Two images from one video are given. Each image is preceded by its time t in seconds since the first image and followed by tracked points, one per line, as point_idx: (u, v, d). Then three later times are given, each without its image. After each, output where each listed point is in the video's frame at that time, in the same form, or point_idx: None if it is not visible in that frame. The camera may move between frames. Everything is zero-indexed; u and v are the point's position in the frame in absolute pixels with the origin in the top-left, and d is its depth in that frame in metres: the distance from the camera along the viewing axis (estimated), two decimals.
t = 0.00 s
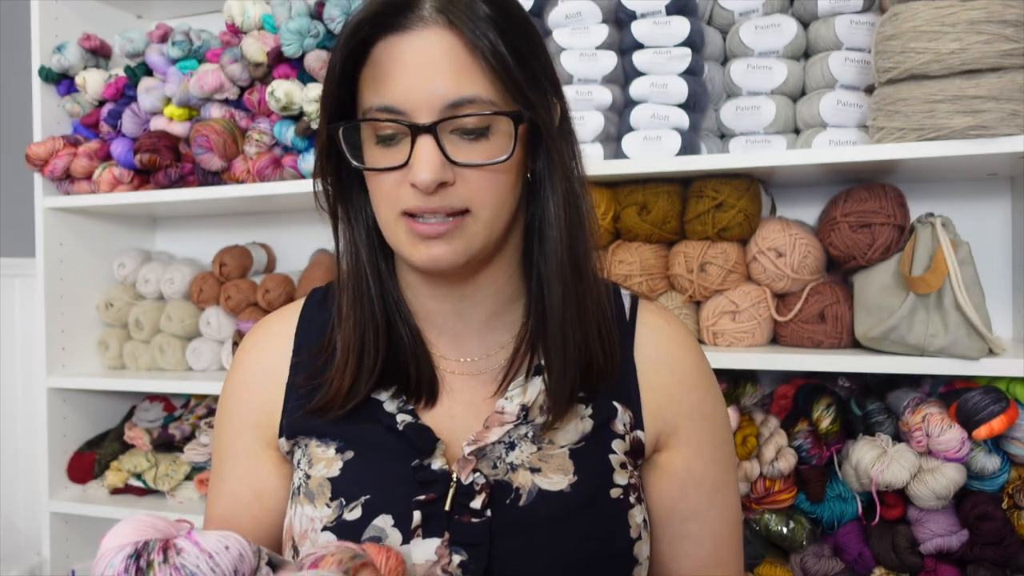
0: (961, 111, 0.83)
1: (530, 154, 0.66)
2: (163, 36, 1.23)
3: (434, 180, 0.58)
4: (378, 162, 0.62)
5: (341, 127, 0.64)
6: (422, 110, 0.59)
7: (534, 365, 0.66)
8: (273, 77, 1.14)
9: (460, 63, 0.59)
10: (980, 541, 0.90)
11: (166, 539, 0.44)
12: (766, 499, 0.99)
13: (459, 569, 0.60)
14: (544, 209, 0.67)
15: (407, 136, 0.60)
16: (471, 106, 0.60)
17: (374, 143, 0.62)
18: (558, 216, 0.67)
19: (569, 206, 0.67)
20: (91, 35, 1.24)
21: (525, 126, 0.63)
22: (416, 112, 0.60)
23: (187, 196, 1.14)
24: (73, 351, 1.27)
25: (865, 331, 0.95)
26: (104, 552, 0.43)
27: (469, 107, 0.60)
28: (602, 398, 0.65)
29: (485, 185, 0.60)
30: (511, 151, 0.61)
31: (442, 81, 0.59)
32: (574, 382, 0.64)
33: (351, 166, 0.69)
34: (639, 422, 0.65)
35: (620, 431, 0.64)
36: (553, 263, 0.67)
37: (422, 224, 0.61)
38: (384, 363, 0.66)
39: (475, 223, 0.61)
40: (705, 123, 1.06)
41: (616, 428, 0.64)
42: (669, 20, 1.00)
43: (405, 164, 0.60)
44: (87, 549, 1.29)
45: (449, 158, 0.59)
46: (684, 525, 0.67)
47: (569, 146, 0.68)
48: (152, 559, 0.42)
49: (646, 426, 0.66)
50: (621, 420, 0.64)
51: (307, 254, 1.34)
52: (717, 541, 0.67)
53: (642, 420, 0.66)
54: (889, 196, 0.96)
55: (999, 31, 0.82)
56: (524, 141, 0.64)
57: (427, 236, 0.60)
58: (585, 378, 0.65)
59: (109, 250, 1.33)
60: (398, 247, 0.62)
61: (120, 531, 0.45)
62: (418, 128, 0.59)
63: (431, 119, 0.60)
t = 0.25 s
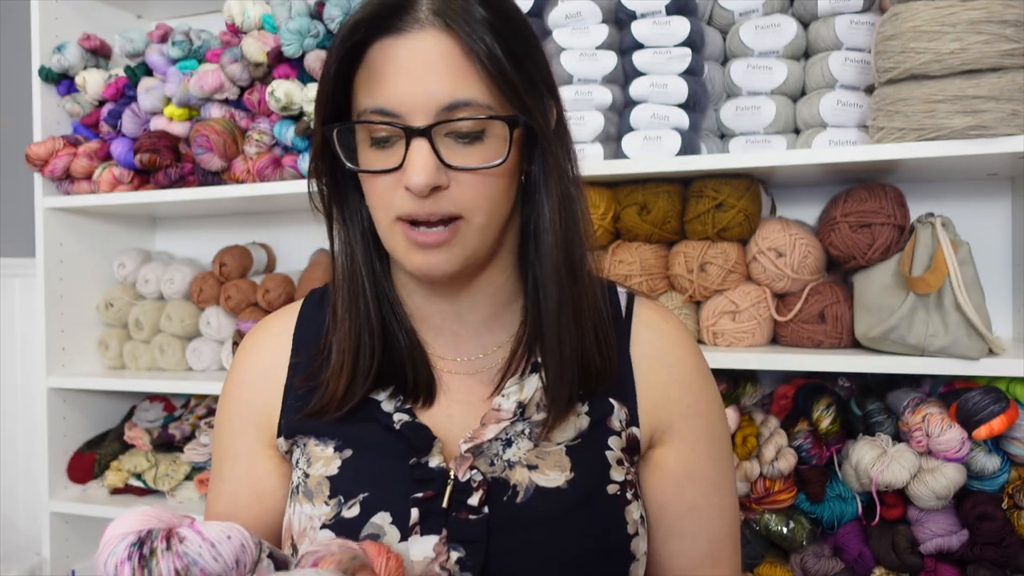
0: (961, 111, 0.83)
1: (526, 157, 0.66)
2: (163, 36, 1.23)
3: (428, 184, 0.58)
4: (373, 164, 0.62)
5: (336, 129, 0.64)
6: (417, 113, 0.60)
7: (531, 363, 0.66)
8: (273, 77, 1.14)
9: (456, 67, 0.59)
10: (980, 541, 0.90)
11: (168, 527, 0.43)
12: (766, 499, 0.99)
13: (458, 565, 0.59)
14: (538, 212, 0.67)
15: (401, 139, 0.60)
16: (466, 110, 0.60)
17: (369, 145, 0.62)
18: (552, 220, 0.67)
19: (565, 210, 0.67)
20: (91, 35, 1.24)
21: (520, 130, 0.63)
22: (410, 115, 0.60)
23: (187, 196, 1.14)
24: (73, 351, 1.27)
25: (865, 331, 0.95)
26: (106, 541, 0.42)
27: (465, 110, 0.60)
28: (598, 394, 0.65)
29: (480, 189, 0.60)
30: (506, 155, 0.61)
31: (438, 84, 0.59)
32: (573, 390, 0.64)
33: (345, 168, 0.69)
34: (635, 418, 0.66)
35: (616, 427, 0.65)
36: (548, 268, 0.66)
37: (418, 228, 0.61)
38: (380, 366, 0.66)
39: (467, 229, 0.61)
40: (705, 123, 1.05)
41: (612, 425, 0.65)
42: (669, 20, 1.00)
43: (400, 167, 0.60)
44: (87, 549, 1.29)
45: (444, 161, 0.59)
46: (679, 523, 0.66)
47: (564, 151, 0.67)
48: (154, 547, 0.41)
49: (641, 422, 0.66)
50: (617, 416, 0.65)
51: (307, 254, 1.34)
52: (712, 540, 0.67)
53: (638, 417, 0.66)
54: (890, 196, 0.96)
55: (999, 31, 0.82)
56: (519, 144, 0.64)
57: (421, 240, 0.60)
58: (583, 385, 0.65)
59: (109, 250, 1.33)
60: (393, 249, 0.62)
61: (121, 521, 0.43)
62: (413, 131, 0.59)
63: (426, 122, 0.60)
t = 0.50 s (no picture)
0: (961, 111, 0.83)
1: (529, 153, 0.66)
2: (163, 36, 1.23)
3: (433, 176, 0.58)
4: (378, 158, 0.62)
5: (341, 124, 0.64)
6: (421, 107, 0.60)
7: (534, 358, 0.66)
8: (273, 77, 1.14)
9: (461, 63, 0.60)
10: (980, 541, 0.90)
11: (182, 503, 0.47)
12: (766, 499, 0.99)
13: (464, 560, 0.59)
14: (540, 209, 0.67)
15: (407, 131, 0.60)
16: (470, 104, 0.60)
17: (374, 139, 0.62)
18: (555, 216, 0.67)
19: (567, 206, 0.67)
20: (91, 35, 1.24)
21: (524, 125, 0.63)
22: (415, 108, 0.60)
23: (187, 196, 1.14)
24: (73, 351, 1.27)
25: (865, 331, 0.95)
26: (124, 506, 0.47)
27: (470, 105, 0.60)
28: (603, 391, 0.65)
29: (484, 182, 0.60)
30: (511, 147, 0.61)
31: (443, 80, 0.59)
32: (575, 387, 0.64)
33: (350, 163, 0.69)
34: (638, 413, 0.66)
35: (620, 422, 0.64)
36: (550, 264, 0.67)
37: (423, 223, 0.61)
38: (384, 363, 0.66)
39: (474, 221, 0.61)
40: (704, 123, 1.06)
41: (616, 420, 0.64)
42: (669, 20, 1.00)
43: (405, 159, 0.60)
44: (87, 550, 1.30)
45: (448, 154, 0.59)
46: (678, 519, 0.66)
47: (567, 146, 0.68)
48: (163, 522, 0.45)
49: (644, 418, 0.66)
50: (621, 412, 0.65)
51: (307, 254, 1.34)
52: (709, 536, 0.66)
53: (641, 412, 0.66)
54: (890, 196, 0.96)
55: (999, 31, 0.82)
56: (523, 140, 0.64)
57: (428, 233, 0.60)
58: (586, 382, 0.65)
59: (109, 250, 1.33)
60: (397, 244, 0.62)
61: (143, 489, 0.48)
62: (417, 124, 0.59)
63: (431, 115, 0.60)
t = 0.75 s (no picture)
0: (961, 111, 0.83)
1: (543, 153, 0.66)
2: (163, 36, 1.23)
3: (451, 175, 0.59)
4: (395, 156, 0.62)
5: (360, 122, 0.64)
6: (440, 106, 0.60)
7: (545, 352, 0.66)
8: (273, 77, 1.14)
9: (479, 61, 0.60)
10: (980, 541, 0.90)
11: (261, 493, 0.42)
12: (766, 499, 0.99)
13: (483, 553, 0.59)
14: (557, 208, 0.68)
15: (425, 129, 0.61)
16: (488, 103, 0.61)
17: (393, 137, 0.62)
18: (572, 214, 0.68)
19: (581, 205, 0.68)
20: (91, 35, 1.24)
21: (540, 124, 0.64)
22: (433, 107, 0.60)
23: (186, 196, 1.14)
24: (73, 351, 1.27)
25: (865, 331, 0.95)
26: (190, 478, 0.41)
27: (488, 104, 0.61)
28: (615, 384, 0.65)
29: (501, 180, 0.61)
30: (527, 147, 0.62)
31: (461, 78, 0.60)
32: (593, 381, 0.64)
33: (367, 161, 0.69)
34: (642, 410, 0.66)
35: (630, 418, 0.65)
36: (566, 260, 0.68)
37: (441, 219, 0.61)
38: (409, 358, 0.65)
39: (489, 220, 0.61)
40: (705, 123, 1.06)
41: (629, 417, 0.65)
42: (669, 20, 1.00)
43: (422, 157, 0.60)
44: (87, 550, 1.30)
45: (466, 152, 0.59)
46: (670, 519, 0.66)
47: (582, 149, 0.68)
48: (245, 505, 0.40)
49: (647, 415, 0.66)
50: (632, 407, 0.65)
51: (306, 254, 1.34)
52: (700, 536, 0.66)
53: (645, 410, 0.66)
54: (889, 196, 0.96)
55: (999, 31, 0.82)
56: (538, 139, 0.64)
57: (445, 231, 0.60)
58: (602, 374, 0.65)
59: (109, 250, 1.33)
60: (412, 242, 0.62)
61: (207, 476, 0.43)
62: (436, 122, 0.59)
63: (449, 114, 0.60)
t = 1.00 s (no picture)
0: (961, 111, 0.83)
1: (548, 153, 0.67)
2: (163, 36, 1.23)
3: (459, 174, 0.58)
4: (400, 155, 0.62)
5: (366, 121, 0.64)
6: (447, 105, 0.60)
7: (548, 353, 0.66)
8: (273, 77, 1.14)
9: (487, 61, 0.60)
10: (980, 541, 0.90)
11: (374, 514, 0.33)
12: (766, 499, 0.99)
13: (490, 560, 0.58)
14: (562, 209, 0.68)
15: (433, 128, 0.61)
16: (495, 102, 0.60)
17: (399, 137, 0.62)
18: (577, 215, 0.68)
19: (586, 205, 0.68)
20: (91, 35, 1.24)
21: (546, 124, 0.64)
22: (441, 106, 0.60)
23: (186, 196, 1.14)
24: (73, 352, 1.27)
25: (865, 331, 0.95)
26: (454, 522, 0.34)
27: (495, 104, 0.60)
28: (617, 382, 0.65)
29: (508, 180, 0.61)
30: (535, 147, 0.62)
31: (469, 78, 0.60)
32: (596, 380, 0.64)
33: (372, 160, 0.69)
34: (647, 408, 0.66)
35: (634, 417, 0.65)
36: (571, 262, 0.67)
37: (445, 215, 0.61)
38: (408, 360, 0.66)
39: (495, 218, 0.61)
40: (705, 123, 1.06)
41: (632, 416, 0.65)
42: (669, 20, 1.00)
43: (429, 156, 0.60)
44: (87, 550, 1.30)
45: (473, 152, 0.59)
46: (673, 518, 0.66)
47: (586, 150, 0.68)
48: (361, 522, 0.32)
49: (651, 412, 0.66)
50: (635, 406, 0.65)
51: (307, 254, 1.34)
52: (705, 535, 0.65)
53: (649, 407, 0.66)
54: (889, 196, 0.96)
55: (999, 31, 0.82)
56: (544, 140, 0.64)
57: (450, 230, 0.61)
58: (604, 370, 0.65)
59: (109, 250, 1.33)
60: (417, 239, 0.62)
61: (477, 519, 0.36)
62: (444, 122, 0.59)
63: (456, 113, 0.60)
